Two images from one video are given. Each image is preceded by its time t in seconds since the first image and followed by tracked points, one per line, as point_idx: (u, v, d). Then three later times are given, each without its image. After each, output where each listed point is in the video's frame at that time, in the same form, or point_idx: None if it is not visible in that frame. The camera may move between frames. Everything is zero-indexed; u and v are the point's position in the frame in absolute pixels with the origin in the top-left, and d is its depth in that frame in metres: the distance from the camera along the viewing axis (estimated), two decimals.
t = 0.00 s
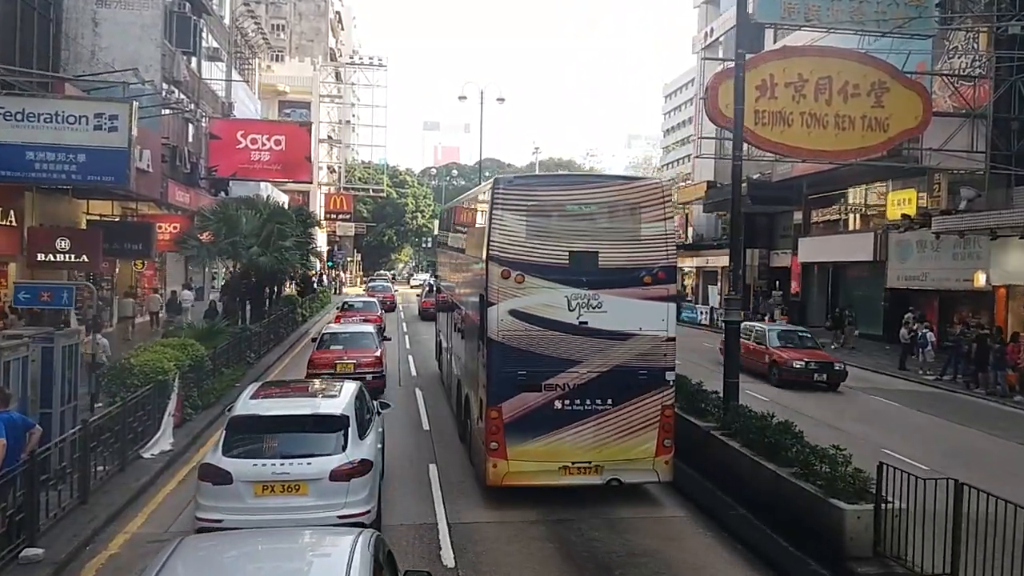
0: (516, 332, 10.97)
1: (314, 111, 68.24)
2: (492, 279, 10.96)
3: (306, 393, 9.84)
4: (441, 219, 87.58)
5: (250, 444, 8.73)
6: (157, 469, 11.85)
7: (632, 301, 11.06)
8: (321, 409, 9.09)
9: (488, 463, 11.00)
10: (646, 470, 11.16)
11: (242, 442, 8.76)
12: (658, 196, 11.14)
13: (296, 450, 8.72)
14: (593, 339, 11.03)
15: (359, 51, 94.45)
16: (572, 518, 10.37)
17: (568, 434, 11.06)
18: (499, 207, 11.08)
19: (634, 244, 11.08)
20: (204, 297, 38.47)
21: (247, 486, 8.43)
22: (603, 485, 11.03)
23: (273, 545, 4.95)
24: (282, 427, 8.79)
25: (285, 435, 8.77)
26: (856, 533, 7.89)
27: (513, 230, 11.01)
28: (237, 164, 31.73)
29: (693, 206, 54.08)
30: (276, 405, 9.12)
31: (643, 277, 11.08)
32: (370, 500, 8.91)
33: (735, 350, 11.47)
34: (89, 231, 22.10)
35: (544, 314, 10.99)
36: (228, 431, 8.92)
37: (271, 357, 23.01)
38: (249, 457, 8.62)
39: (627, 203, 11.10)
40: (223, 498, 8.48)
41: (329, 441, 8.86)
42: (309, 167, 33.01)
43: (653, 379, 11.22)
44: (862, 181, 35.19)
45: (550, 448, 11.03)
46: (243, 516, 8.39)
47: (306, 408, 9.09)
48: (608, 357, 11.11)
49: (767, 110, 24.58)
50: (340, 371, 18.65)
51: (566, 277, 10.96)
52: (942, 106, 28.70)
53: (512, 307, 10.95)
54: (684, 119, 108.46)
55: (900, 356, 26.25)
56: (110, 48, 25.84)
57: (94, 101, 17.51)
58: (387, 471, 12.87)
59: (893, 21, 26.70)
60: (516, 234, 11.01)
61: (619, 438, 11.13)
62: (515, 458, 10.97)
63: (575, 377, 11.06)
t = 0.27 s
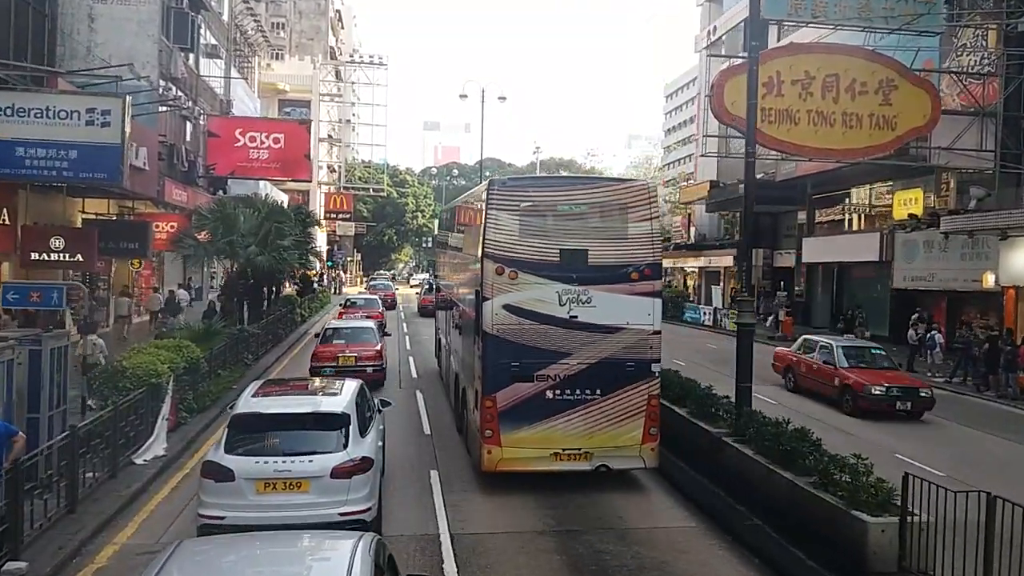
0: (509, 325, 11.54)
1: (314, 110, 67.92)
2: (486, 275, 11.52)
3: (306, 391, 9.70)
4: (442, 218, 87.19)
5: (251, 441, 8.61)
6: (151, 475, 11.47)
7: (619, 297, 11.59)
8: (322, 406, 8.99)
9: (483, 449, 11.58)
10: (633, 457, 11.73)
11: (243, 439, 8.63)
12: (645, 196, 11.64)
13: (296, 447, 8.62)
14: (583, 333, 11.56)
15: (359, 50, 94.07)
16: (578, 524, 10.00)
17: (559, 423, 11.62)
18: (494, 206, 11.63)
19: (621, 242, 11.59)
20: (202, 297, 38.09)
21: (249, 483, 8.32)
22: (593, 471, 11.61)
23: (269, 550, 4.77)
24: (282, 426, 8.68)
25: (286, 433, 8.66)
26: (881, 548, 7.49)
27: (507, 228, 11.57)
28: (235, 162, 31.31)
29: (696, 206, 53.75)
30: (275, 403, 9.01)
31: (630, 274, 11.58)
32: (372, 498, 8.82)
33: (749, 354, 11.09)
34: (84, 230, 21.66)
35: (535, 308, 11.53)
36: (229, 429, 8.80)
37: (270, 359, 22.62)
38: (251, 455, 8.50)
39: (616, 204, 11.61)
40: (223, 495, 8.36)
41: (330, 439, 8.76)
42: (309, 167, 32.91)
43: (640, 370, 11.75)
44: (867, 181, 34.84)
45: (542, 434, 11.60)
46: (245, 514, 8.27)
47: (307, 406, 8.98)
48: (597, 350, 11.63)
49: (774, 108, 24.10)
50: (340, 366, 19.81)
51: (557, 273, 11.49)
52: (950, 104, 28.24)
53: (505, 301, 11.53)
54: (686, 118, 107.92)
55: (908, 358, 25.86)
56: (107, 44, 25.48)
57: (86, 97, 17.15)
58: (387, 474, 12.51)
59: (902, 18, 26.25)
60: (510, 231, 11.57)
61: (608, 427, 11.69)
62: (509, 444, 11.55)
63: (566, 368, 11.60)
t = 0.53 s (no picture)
0: (503, 319, 12.37)
1: (314, 109, 67.53)
2: (481, 272, 12.35)
3: (307, 389, 9.90)
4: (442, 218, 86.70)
5: (253, 438, 8.78)
6: (142, 484, 11.06)
7: (606, 292, 12.46)
8: (324, 404, 9.18)
9: (478, 436, 12.41)
10: (618, 443, 12.60)
11: (245, 436, 8.80)
12: (631, 198, 12.47)
13: (299, 443, 8.78)
14: (572, 326, 12.43)
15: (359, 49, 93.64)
16: (585, 532, 9.62)
17: (549, 411, 12.48)
18: (488, 208, 12.39)
19: (608, 241, 12.45)
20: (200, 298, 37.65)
21: (251, 479, 8.45)
22: (581, 456, 12.50)
23: (271, 563, 4.73)
24: (285, 422, 8.88)
25: (288, 429, 8.85)
26: (910, 564, 7.07)
27: (501, 228, 12.34)
28: (232, 161, 30.95)
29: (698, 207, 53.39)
30: (278, 401, 9.21)
31: (616, 270, 12.46)
32: (372, 493, 8.96)
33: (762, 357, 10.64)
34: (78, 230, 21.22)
35: (528, 303, 12.36)
36: (231, 426, 8.98)
37: (268, 361, 22.22)
38: (254, 451, 8.67)
39: (604, 205, 12.47)
40: (228, 490, 8.49)
41: (331, 435, 8.93)
42: (308, 166, 32.50)
43: (625, 361, 12.62)
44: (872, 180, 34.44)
45: (534, 422, 12.46)
46: (249, 509, 8.40)
47: (308, 403, 9.17)
48: (585, 342, 12.49)
49: (780, 106, 23.54)
50: (342, 360, 21.45)
51: (547, 270, 12.33)
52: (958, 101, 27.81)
53: (499, 296, 12.36)
54: (686, 117, 107.37)
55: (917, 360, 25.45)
56: (102, 40, 25.08)
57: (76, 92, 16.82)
58: (387, 479, 12.10)
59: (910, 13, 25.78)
60: (503, 231, 12.35)
61: (595, 415, 12.55)
62: (502, 432, 12.41)
63: (556, 359, 12.46)
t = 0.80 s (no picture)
0: (495, 315, 13.08)
1: (313, 109, 67.20)
2: (474, 271, 13.09)
3: (308, 384, 10.21)
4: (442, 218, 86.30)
5: (259, 432, 9.12)
6: (133, 493, 10.68)
7: (593, 289, 13.16)
8: (326, 399, 9.48)
9: (473, 425, 13.12)
10: (606, 432, 13.32)
11: (250, 430, 9.15)
12: (617, 200, 13.16)
13: (303, 437, 9.12)
14: (561, 321, 13.13)
15: (359, 49, 93.34)
16: (591, 540, 9.29)
17: (540, 402, 13.19)
18: (481, 210, 13.14)
19: (595, 241, 13.16)
20: (198, 300, 37.24)
21: (257, 472, 8.82)
22: (570, 444, 13.21)
23: (272, 568, 4.52)
24: (288, 416, 9.21)
25: (292, 424, 9.18)
26: None
27: (493, 230, 13.07)
28: (230, 160, 30.65)
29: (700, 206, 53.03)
30: (283, 396, 9.54)
31: (603, 268, 13.17)
32: (373, 484, 9.32)
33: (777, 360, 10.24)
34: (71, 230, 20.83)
35: (519, 299, 13.07)
36: (237, 421, 9.30)
37: (265, 363, 21.86)
38: (260, 444, 9.01)
39: (592, 206, 13.16)
40: (235, 483, 8.85)
41: (332, 429, 9.25)
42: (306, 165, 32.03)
43: (612, 355, 13.31)
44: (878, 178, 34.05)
45: (526, 412, 13.16)
46: (255, 500, 8.77)
47: (311, 398, 9.45)
48: (574, 336, 13.18)
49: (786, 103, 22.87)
50: (345, 354, 22.06)
51: (537, 268, 13.04)
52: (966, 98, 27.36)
53: (492, 293, 13.07)
54: (687, 117, 107.00)
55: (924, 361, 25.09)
56: (96, 37, 24.71)
57: (65, 89, 16.60)
58: (387, 483, 11.74)
59: (918, 9, 25.38)
60: (495, 232, 13.08)
61: (584, 406, 13.25)
62: (496, 421, 13.11)
63: (547, 353, 13.14)
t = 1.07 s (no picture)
0: (489, 311, 13.85)
1: (313, 109, 66.79)
2: (469, 270, 13.84)
3: (310, 380, 10.46)
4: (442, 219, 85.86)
5: (264, 426, 9.40)
6: (122, 506, 10.24)
7: (582, 287, 13.96)
8: (329, 394, 9.78)
9: (468, 415, 13.96)
10: (593, 421, 14.18)
11: (256, 423, 9.45)
12: (603, 203, 13.99)
13: (307, 430, 9.41)
14: (551, 317, 13.93)
15: (359, 49, 92.96)
16: (598, 552, 8.98)
17: (531, 392, 14.03)
18: (476, 212, 13.91)
19: (584, 241, 13.95)
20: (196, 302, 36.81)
21: (262, 463, 9.11)
22: (559, 432, 14.06)
23: None
24: (293, 410, 9.50)
25: (296, 418, 9.48)
26: None
27: (487, 231, 13.86)
28: (227, 160, 30.29)
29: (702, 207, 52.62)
30: (287, 390, 9.83)
31: (591, 267, 13.98)
32: (374, 476, 9.61)
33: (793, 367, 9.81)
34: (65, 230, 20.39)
35: (512, 297, 13.84)
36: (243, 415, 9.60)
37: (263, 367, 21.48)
38: (265, 436, 9.30)
39: (581, 208, 13.94)
40: (241, 474, 9.13)
41: (335, 423, 9.53)
42: (305, 165, 31.35)
43: (599, 349, 14.14)
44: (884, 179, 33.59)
45: (517, 403, 13.99)
46: (260, 491, 9.06)
47: (313, 394, 9.72)
48: (563, 331, 13.99)
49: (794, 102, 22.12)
50: (348, 349, 22.55)
51: (529, 267, 13.83)
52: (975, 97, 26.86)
53: (486, 291, 13.84)
54: (688, 117, 106.55)
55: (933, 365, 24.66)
56: (91, 35, 24.29)
57: (54, 85, 16.28)
58: (387, 491, 11.36)
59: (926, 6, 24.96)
60: (489, 233, 13.86)
61: (572, 397, 14.10)
62: (489, 411, 13.95)
63: (537, 347, 13.96)
